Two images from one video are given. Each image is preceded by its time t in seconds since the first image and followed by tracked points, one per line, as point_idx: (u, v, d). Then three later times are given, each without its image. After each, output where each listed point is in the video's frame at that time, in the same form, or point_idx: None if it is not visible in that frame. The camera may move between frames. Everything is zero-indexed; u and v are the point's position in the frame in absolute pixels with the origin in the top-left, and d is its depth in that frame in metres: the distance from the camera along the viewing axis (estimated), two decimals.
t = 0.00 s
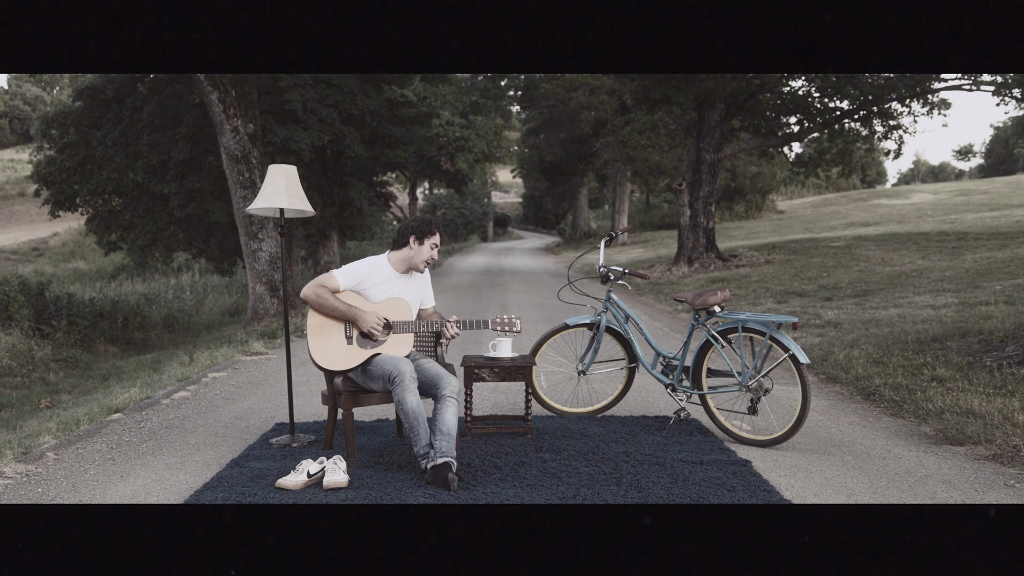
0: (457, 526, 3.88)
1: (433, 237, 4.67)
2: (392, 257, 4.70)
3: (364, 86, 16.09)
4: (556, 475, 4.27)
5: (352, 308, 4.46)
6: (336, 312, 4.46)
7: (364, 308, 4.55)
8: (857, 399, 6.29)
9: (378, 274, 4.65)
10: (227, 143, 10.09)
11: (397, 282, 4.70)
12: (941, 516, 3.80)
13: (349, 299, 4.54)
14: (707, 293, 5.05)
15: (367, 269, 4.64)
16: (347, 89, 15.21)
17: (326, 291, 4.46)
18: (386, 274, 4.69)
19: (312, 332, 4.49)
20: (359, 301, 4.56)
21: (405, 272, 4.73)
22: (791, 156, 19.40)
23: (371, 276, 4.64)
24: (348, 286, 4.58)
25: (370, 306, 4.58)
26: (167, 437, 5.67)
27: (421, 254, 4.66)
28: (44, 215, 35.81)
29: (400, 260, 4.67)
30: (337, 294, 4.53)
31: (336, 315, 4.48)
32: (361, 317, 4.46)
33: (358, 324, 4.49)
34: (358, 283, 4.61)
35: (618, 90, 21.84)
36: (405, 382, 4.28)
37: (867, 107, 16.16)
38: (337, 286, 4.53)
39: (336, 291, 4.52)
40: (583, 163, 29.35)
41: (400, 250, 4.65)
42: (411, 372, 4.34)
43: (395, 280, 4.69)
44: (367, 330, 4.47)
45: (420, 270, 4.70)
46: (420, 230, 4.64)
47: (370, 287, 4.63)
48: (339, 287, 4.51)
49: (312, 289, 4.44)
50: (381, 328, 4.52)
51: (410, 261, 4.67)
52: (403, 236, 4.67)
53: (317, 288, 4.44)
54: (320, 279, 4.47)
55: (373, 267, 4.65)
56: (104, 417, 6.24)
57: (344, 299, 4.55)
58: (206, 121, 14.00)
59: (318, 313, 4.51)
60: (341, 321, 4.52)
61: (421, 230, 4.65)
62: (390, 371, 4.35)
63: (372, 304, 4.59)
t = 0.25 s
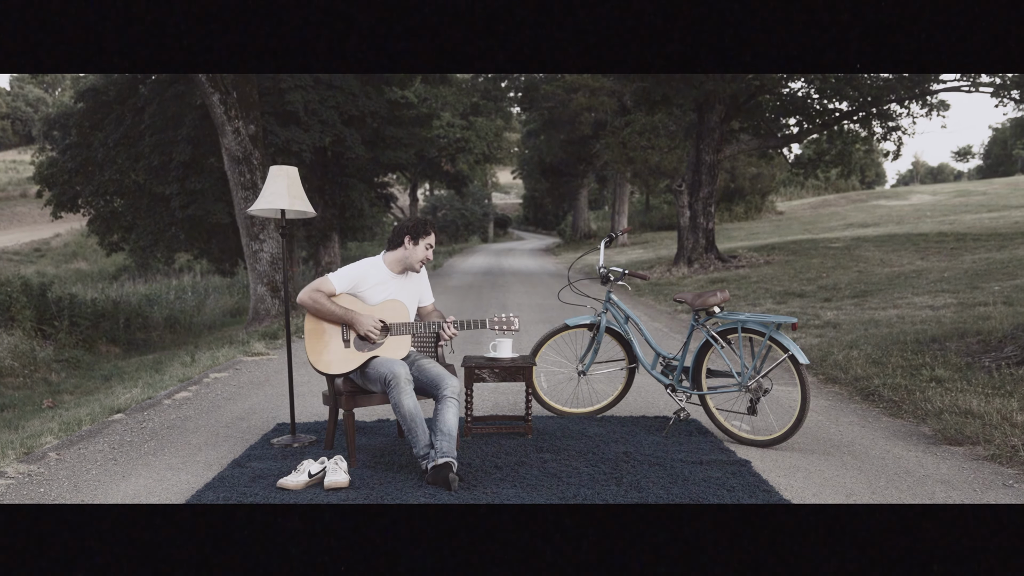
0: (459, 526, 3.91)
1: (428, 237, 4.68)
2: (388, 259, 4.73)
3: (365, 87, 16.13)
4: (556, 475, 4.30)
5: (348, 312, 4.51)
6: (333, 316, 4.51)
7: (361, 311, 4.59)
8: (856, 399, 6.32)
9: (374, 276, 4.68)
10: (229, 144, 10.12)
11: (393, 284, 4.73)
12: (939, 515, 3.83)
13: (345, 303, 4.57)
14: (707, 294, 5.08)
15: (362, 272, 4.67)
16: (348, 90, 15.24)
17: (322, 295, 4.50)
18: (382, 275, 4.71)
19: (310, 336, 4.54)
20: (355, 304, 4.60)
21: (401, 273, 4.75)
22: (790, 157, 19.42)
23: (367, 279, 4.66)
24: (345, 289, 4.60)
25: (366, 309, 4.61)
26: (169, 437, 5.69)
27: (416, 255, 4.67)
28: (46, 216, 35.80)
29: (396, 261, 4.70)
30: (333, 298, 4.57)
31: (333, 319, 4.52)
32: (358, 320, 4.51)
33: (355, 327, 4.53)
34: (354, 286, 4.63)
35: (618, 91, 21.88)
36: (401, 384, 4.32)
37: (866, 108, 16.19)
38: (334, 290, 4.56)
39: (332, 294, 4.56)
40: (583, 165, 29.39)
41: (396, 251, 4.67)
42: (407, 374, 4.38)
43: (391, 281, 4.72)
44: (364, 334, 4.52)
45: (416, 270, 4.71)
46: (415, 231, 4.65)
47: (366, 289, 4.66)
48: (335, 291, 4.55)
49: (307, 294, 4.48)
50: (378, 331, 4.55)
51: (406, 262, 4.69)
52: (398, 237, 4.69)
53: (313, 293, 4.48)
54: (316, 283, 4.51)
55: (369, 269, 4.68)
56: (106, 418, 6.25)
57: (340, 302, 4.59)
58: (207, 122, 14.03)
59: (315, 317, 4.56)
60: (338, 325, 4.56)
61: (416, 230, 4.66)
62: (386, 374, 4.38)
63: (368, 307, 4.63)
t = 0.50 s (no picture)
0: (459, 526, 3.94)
1: (422, 238, 4.69)
2: (383, 261, 4.75)
3: (366, 88, 16.16)
4: (556, 475, 4.32)
5: (344, 315, 4.53)
6: (329, 320, 4.54)
7: (357, 315, 4.61)
8: (855, 400, 6.34)
9: (369, 279, 4.70)
10: (230, 145, 10.15)
11: (389, 286, 4.74)
12: (937, 515, 3.86)
13: (341, 306, 4.60)
14: (706, 294, 5.10)
15: (357, 275, 4.69)
16: (349, 91, 15.27)
17: (317, 300, 4.52)
18: (378, 277, 4.74)
19: (307, 340, 4.57)
20: (351, 307, 4.62)
21: (396, 274, 4.77)
22: (789, 158, 19.45)
23: (363, 282, 4.69)
24: (340, 293, 4.63)
25: (362, 312, 4.63)
26: (171, 437, 5.72)
27: (410, 256, 4.67)
28: (48, 217, 35.84)
29: (392, 264, 4.72)
30: (329, 302, 4.60)
31: (329, 323, 4.55)
32: (353, 324, 4.52)
33: (351, 330, 4.55)
34: (350, 289, 4.66)
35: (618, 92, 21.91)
36: (399, 386, 4.34)
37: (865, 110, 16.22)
38: (329, 294, 4.58)
39: (328, 298, 4.58)
40: (583, 166, 29.42)
41: (390, 253, 4.69)
42: (405, 376, 4.40)
43: (386, 283, 4.74)
44: (361, 336, 4.54)
45: (410, 271, 4.72)
46: (409, 233, 4.66)
47: (362, 292, 4.68)
48: (331, 295, 4.57)
49: (302, 299, 4.50)
50: (375, 333, 4.58)
51: (401, 264, 4.71)
52: (393, 239, 4.70)
53: (308, 298, 4.50)
54: (311, 288, 4.53)
55: (365, 272, 4.70)
56: (107, 418, 6.28)
57: (337, 306, 4.62)
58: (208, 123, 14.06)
59: (312, 322, 4.59)
60: (335, 328, 4.59)
61: (410, 231, 4.68)
62: (383, 376, 4.41)
63: (364, 310, 4.65)
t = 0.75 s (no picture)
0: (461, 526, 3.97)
1: (414, 238, 4.67)
2: (377, 262, 4.76)
3: (367, 89, 16.19)
4: (557, 475, 4.35)
5: (340, 319, 4.54)
6: (325, 325, 4.56)
7: (353, 317, 4.63)
8: (854, 400, 6.37)
9: (364, 281, 4.72)
10: (231, 147, 10.18)
11: (384, 287, 4.76)
12: (936, 514, 3.88)
13: (337, 310, 4.62)
14: (706, 295, 5.13)
15: (352, 277, 4.70)
16: (349, 93, 15.30)
17: (312, 304, 4.54)
18: (373, 279, 4.75)
19: (304, 345, 4.60)
20: (348, 311, 4.64)
21: (391, 276, 4.78)
22: (789, 159, 19.48)
23: (358, 284, 4.70)
24: (336, 297, 4.64)
25: (359, 315, 4.65)
26: (172, 437, 5.74)
27: (403, 258, 4.67)
28: (49, 218, 35.84)
29: (386, 265, 4.73)
30: (325, 305, 4.61)
31: (326, 327, 4.57)
32: (350, 328, 4.53)
33: (348, 334, 4.57)
34: (345, 293, 4.67)
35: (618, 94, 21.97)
36: (397, 388, 4.36)
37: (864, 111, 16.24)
38: (325, 298, 4.60)
39: (323, 302, 4.60)
40: (583, 167, 29.46)
41: (385, 256, 4.69)
42: (402, 378, 4.42)
43: (382, 285, 4.75)
44: (357, 340, 4.56)
45: (404, 272, 4.73)
46: (401, 235, 4.64)
47: (357, 294, 4.70)
48: (326, 299, 4.58)
49: (298, 305, 4.52)
50: (372, 336, 4.60)
51: (395, 266, 4.71)
52: (386, 241, 4.69)
53: (303, 303, 4.52)
54: (306, 293, 4.54)
55: (360, 274, 4.71)
56: (109, 419, 6.30)
57: (333, 310, 4.63)
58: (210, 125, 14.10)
59: (308, 326, 4.61)
60: (332, 332, 4.61)
61: (402, 234, 4.65)
62: (381, 378, 4.43)
63: (360, 312, 4.66)
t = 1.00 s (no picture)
0: (462, 526, 4.00)
1: (409, 237, 4.69)
2: (375, 264, 4.79)
3: (367, 91, 16.23)
4: (557, 475, 4.38)
5: (339, 321, 4.57)
6: (325, 327, 4.59)
7: (352, 319, 4.66)
8: (853, 401, 6.40)
9: (362, 283, 4.75)
10: (233, 148, 10.21)
11: (382, 289, 4.79)
12: (934, 514, 3.91)
13: (335, 312, 4.64)
14: (706, 296, 5.15)
15: (351, 280, 4.73)
16: (350, 94, 15.33)
17: (311, 308, 4.58)
18: (371, 281, 4.78)
19: (305, 348, 4.63)
20: (347, 312, 4.67)
21: (388, 277, 4.81)
22: (788, 160, 19.52)
23: (356, 286, 4.73)
24: (334, 300, 4.68)
25: (357, 316, 4.68)
26: (173, 438, 5.77)
27: (398, 257, 4.69)
28: (51, 219, 35.84)
29: (383, 266, 4.75)
30: (324, 308, 4.65)
31: (326, 329, 4.60)
32: (349, 329, 4.56)
33: (348, 336, 4.60)
34: (344, 295, 4.71)
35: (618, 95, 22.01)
36: (397, 389, 4.39)
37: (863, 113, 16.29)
38: (323, 301, 4.64)
39: (323, 305, 4.64)
40: (583, 168, 29.50)
41: (381, 257, 4.72)
42: (402, 379, 4.45)
43: (380, 286, 4.78)
44: (357, 341, 4.58)
45: (401, 272, 4.75)
46: (397, 234, 4.67)
47: (356, 296, 4.73)
48: (325, 302, 4.62)
49: (297, 308, 4.56)
50: (371, 337, 4.62)
51: (392, 266, 4.73)
52: (382, 241, 4.71)
53: (302, 307, 4.56)
54: (305, 296, 4.58)
55: (357, 276, 4.74)
56: (111, 419, 6.34)
57: (332, 312, 4.67)
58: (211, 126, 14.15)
59: (308, 329, 4.65)
60: (331, 334, 4.64)
61: (395, 234, 4.68)
62: (381, 379, 4.46)
63: (359, 314, 4.69)
